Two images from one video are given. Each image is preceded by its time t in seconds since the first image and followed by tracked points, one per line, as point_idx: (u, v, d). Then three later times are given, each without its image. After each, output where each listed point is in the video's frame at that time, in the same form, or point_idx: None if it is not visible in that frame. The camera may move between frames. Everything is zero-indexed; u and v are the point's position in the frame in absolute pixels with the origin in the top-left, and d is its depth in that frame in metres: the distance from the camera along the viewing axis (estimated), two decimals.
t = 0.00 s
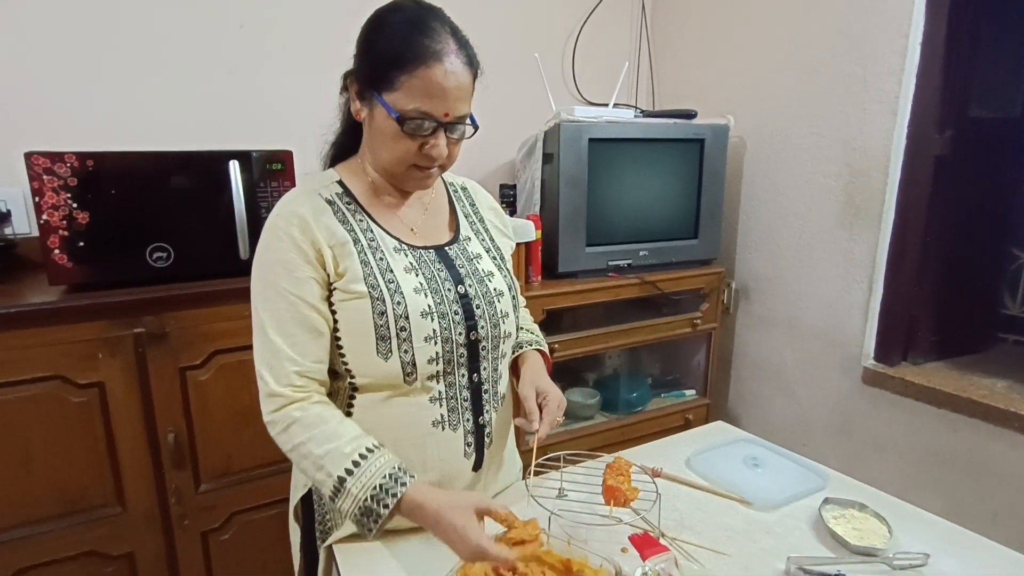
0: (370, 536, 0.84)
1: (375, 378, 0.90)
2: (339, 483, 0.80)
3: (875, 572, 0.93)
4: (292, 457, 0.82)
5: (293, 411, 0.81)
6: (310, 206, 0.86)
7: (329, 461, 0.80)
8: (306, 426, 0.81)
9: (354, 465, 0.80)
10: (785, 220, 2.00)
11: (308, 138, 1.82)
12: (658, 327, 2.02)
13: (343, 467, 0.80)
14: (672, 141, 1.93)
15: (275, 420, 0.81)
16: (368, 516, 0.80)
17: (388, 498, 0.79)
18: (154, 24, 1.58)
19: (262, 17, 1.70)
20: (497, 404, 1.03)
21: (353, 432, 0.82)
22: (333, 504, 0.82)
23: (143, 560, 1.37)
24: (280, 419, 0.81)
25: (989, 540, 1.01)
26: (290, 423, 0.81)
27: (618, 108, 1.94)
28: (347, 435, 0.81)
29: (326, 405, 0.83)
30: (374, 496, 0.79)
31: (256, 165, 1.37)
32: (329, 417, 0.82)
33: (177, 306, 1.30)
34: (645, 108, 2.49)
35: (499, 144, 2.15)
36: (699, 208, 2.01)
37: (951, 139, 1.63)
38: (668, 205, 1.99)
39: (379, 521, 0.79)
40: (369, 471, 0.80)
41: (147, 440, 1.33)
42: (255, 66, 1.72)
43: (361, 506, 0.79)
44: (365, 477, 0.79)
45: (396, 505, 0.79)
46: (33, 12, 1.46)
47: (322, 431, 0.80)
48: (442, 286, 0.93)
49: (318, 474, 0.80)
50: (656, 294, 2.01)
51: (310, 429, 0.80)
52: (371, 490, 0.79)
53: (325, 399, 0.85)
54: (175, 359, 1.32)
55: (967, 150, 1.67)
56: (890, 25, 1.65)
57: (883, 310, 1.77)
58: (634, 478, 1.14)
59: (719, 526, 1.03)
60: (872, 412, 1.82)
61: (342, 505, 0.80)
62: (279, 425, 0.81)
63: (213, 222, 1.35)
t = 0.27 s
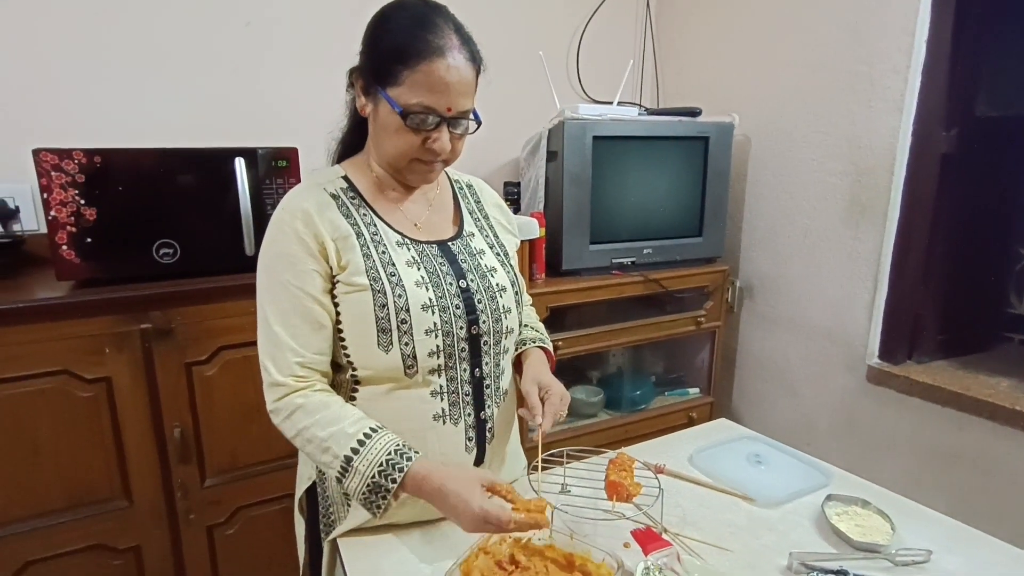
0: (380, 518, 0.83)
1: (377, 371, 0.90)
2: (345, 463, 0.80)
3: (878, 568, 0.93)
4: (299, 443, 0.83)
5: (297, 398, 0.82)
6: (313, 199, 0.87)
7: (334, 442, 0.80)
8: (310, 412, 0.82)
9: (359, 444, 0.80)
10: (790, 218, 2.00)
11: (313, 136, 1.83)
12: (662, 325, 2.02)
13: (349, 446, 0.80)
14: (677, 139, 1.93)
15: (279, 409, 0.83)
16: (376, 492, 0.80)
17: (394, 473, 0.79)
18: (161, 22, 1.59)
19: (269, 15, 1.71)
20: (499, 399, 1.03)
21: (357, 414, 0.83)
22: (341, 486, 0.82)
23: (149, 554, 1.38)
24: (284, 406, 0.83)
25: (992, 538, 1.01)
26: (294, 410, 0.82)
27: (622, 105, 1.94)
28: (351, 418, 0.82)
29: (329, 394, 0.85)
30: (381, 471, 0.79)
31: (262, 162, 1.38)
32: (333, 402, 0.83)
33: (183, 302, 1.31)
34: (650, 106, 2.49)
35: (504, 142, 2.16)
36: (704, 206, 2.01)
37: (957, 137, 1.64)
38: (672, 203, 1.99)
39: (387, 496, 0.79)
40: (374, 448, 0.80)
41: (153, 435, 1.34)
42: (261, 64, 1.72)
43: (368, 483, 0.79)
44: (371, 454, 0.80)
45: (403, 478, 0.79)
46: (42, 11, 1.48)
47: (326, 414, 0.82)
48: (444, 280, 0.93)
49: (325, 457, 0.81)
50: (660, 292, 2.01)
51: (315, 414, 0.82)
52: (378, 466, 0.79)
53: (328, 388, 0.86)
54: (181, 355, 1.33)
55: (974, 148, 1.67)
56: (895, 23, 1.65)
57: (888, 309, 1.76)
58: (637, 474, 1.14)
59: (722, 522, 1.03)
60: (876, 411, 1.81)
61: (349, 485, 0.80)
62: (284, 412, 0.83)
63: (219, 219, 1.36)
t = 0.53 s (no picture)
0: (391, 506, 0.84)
1: (380, 365, 0.90)
2: (357, 452, 0.81)
3: (879, 564, 0.93)
4: (309, 434, 0.84)
5: (306, 389, 0.83)
6: (318, 195, 0.88)
7: (345, 431, 0.81)
8: (319, 403, 0.83)
9: (370, 433, 0.81)
10: (792, 216, 2.00)
11: (317, 134, 1.83)
12: (664, 323, 2.02)
13: (360, 435, 0.81)
14: (680, 137, 1.94)
15: (287, 400, 0.84)
16: (388, 479, 0.81)
17: (405, 460, 0.80)
18: (166, 21, 1.60)
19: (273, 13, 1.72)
20: (502, 395, 1.04)
21: (366, 404, 0.84)
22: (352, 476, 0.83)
23: (155, 548, 1.39)
24: (293, 398, 0.84)
25: (993, 534, 1.01)
26: (303, 402, 0.83)
27: (625, 104, 1.95)
28: (360, 408, 0.83)
29: (336, 386, 0.86)
30: (392, 458, 0.80)
31: (266, 160, 1.39)
32: (341, 394, 0.84)
33: (188, 298, 1.32)
34: (653, 104, 2.49)
35: (507, 140, 2.16)
36: (706, 204, 2.01)
37: (960, 134, 1.64)
38: (675, 201, 1.99)
39: (399, 482, 0.80)
40: (384, 437, 0.81)
41: (159, 430, 1.35)
42: (266, 62, 1.73)
43: (380, 470, 0.80)
44: (382, 442, 0.81)
45: (415, 466, 0.80)
46: (49, 10, 1.49)
47: (336, 405, 0.82)
48: (447, 276, 0.94)
49: (336, 446, 0.82)
50: (663, 290, 2.02)
51: (324, 405, 0.82)
52: (389, 454, 0.80)
53: (334, 379, 0.87)
54: (187, 351, 1.34)
55: (977, 146, 1.67)
56: (898, 21, 1.65)
57: (891, 307, 1.77)
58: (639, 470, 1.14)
59: (724, 518, 1.03)
60: (879, 409, 1.81)
61: (361, 474, 0.81)
62: (292, 404, 0.84)
63: (224, 217, 1.37)
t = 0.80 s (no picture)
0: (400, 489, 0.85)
1: (382, 357, 0.91)
2: (366, 434, 0.82)
3: (880, 558, 0.93)
4: (316, 422, 0.85)
5: (313, 377, 0.84)
6: (322, 186, 0.88)
7: (354, 415, 0.82)
8: (327, 390, 0.83)
9: (378, 416, 0.82)
10: (794, 214, 2.00)
11: (320, 130, 1.84)
12: (666, 320, 2.02)
13: (369, 417, 0.82)
14: (682, 135, 1.94)
15: (295, 389, 0.84)
16: (397, 460, 0.82)
17: (415, 440, 0.82)
18: (170, 17, 1.61)
19: (276, 10, 1.72)
20: (504, 387, 1.04)
21: (372, 390, 0.85)
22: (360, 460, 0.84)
23: (158, 542, 1.40)
24: (300, 386, 0.84)
25: (994, 529, 1.01)
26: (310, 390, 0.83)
27: (628, 101, 1.95)
28: (367, 392, 0.84)
29: (342, 374, 0.86)
30: (402, 439, 0.82)
31: (269, 155, 1.39)
32: (348, 380, 0.85)
33: (191, 293, 1.32)
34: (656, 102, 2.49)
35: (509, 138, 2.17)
36: (708, 202, 2.01)
37: (964, 132, 1.64)
38: (677, 198, 1.99)
39: (409, 463, 0.82)
40: (393, 420, 0.82)
41: (162, 424, 1.36)
42: (269, 59, 1.74)
43: (390, 452, 0.82)
44: (391, 425, 0.82)
45: (424, 447, 0.82)
46: (53, 5, 1.49)
47: (344, 390, 0.83)
48: (449, 268, 0.94)
49: (345, 431, 0.83)
50: (664, 287, 2.02)
51: (332, 392, 0.83)
52: (399, 435, 0.82)
53: (340, 368, 0.87)
54: (190, 346, 1.35)
55: (981, 143, 1.67)
56: (902, 18, 1.65)
57: (893, 304, 1.76)
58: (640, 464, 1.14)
59: (724, 513, 1.03)
60: (881, 406, 1.81)
61: (371, 457, 0.82)
62: (299, 392, 0.84)
63: (227, 212, 1.37)
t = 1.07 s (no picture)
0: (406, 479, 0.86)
1: (387, 350, 0.92)
2: (374, 425, 0.83)
3: (879, 552, 0.94)
4: (323, 414, 0.85)
5: (320, 369, 0.85)
6: (327, 182, 0.89)
7: (361, 406, 0.83)
8: (334, 382, 0.84)
9: (385, 407, 0.83)
10: (795, 212, 2.01)
11: (323, 129, 1.84)
12: (667, 318, 2.03)
13: (375, 408, 0.83)
14: (684, 133, 1.94)
15: (302, 381, 0.85)
16: (404, 450, 0.83)
17: (422, 431, 0.83)
18: (174, 15, 1.61)
19: (280, 8, 1.73)
20: (507, 381, 1.05)
21: (378, 382, 0.86)
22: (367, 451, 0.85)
23: (162, 537, 1.41)
24: (308, 378, 0.85)
25: (993, 524, 1.02)
26: (317, 382, 0.84)
27: (630, 99, 1.96)
28: (373, 384, 0.85)
29: (348, 367, 0.87)
30: (409, 430, 0.83)
31: (273, 153, 1.40)
32: (354, 372, 0.86)
33: (196, 290, 1.33)
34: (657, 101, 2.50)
35: (511, 136, 2.17)
36: (710, 200, 2.02)
37: (965, 131, 1.65)
38: (678, 197, 2.00)
39: (416, 452, 0.83)
40: (399, 410, 0.84)
41: (166, 420, 1.37)
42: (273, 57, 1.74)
43: (397, 442, 0.83)
44: (398, 415, 0.83)
45: (431, 436, 0.83)
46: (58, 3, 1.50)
47: (350, 381, 0.84)
48: (453, 262, 0.95)
49: (351, 422, 0.84)
50: (666, 285, 2.02)
51: (339, 384, 0.84)
52: (406, 425, 0.83)
53: (346, 361, 0.88)
54: (194, 342, 1.35)
55: (982, 141, 1.66)
56: (903, 17, 1.65)
57: (893, 302, 1.77)
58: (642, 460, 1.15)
59: (725, 509, 1.03)
60: (881, 404, 1.82)
61: (378, 447, 0.84)
62: (307, 384, 0.85)
63: (231, 209, 1.38)
